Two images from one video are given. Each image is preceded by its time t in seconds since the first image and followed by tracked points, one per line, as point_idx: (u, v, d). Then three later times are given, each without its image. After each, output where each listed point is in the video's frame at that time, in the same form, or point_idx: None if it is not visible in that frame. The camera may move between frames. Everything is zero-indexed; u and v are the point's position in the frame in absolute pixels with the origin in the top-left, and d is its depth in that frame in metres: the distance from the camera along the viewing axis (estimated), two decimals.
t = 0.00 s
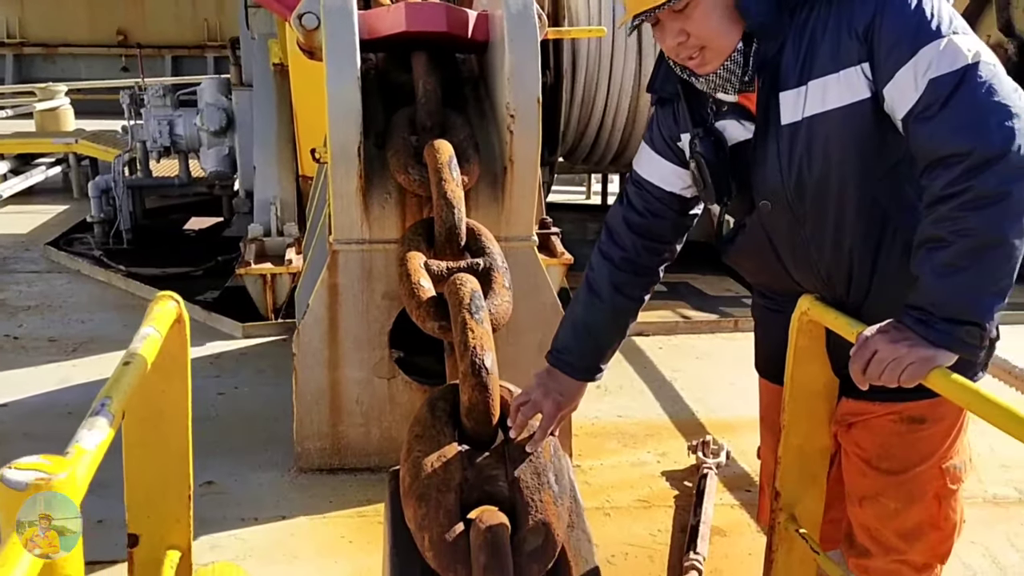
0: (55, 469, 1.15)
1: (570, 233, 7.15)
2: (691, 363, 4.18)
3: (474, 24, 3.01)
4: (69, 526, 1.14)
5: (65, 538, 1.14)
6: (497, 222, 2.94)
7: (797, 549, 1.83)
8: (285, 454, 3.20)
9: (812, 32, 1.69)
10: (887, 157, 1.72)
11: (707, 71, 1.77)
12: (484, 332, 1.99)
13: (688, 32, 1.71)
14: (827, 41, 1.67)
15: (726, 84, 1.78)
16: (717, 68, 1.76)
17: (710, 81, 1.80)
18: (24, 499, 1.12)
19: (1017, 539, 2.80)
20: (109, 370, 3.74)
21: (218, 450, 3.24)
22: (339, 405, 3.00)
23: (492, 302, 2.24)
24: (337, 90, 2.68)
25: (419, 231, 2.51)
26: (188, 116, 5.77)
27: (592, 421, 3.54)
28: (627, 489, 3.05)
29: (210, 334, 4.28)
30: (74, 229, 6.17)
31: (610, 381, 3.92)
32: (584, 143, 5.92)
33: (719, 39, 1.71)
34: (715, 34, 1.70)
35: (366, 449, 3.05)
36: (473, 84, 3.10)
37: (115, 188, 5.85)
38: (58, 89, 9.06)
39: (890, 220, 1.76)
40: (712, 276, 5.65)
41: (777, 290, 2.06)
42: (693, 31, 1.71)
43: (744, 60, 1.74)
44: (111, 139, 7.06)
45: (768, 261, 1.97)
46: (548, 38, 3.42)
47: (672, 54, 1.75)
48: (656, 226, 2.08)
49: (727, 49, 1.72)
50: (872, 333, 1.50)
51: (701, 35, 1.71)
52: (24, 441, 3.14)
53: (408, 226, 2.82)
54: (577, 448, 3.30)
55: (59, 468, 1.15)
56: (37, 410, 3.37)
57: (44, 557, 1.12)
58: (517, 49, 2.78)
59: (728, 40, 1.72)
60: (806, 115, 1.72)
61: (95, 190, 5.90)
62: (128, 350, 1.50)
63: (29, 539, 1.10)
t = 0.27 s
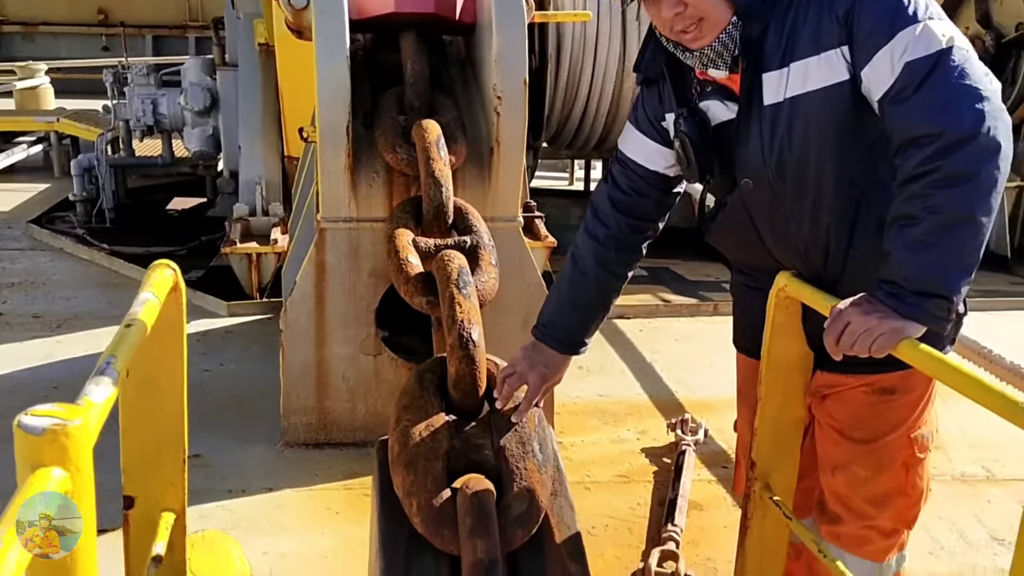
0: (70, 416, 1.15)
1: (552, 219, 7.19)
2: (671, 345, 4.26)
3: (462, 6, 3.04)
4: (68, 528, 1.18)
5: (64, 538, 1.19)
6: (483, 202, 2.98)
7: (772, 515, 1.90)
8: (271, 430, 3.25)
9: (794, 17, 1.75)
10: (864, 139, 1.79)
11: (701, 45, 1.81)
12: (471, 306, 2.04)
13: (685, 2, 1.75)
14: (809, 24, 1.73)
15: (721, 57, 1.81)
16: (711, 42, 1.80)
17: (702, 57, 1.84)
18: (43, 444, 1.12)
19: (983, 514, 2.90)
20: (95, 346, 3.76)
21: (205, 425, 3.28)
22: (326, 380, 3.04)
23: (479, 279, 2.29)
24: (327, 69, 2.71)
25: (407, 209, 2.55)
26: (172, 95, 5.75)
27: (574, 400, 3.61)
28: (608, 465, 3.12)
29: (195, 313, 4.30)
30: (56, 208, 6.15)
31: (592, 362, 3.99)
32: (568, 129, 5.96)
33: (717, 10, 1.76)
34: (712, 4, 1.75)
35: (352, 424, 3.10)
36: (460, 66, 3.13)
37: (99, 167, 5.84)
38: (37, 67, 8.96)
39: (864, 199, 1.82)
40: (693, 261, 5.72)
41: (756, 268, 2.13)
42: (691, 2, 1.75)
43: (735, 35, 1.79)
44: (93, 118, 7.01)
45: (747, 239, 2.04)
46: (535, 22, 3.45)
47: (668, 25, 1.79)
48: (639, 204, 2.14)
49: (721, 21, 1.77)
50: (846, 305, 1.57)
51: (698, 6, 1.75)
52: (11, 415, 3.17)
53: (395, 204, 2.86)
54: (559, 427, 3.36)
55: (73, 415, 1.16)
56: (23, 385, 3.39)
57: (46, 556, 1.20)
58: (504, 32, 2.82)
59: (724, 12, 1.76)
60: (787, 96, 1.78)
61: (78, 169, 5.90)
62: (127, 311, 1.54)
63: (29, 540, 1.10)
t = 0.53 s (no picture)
0: (69, 395, 1.19)
1: (537, 219, 7.23)
2: (654, 344, 4.30)
3: (449, 6, 3.07)
4: (67, 528, 1.28)
5: (64, 538, 1.30)
6: (470, 200, 3.02)
7: (750, 505, 1.94)
8: (257, 426, 3.26)
9: (774, 18, 1.79)
10: (841, 137, 1.83)
11: (675, 58, 1.88)
12: (456, 300, 2.07)
13: (654, 21, 1.82)
14: (788, 26, 1.77)
15: (692, 69, 1.89)
16: (685, 56, 1.87)
17: (678, 66, 1.90)
18: (42, 421, 1.15)
19: (958, 508, 2.96)
20: (80, 343, 3.76)
21: (191, 421, 3.29)
22: (312, 376, 3.07)
23: (464, 274, 2.32)
24: (315, 68, 2.74)
25: (395, 206, 2.58)
26: (158, 94, 5.74)
27: (558, 397, 3.65)
28: (591, 460, 3.16)
29: (181, 310, 4.31)
30: (40, 206, 6.13)
31: (576, 360, 4.03)
32: (553, 130, 6.00)
33: (686, 27, 1.81)
34: (680, 22, 1.81)
35: (337, 420, 3.12)
36: (446, 65, 3.16)
37: (84, 165, 5.83)
38: (21, 65, 8.90)
39: (841, 197, 1.87)
40: (676, 262, 5.77)
41: (735, 264, 2.18)
42: (659, 20, 1.82)
43: (708, 46, 1.84)
44: (77, 116, 6.99)
45: (727, 234, 2.09)
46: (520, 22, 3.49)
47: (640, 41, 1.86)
48: (621, 200, 2.17)
49: (692, 36, 1.83)
50: (822, 298, 1.61)
51: (666, 24, 1.82)
52: None
53: (382, 202, 2.89)
54: (543, 423, 3.40)
55: (72, 394, 1.20)
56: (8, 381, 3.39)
57: (45, 556, 1.31)
58: (491, 32, 2.85)
59: (693, 29, 1.82)
60: (767, 96, 1.82)
61: (62, 167, 5.88)
62: (121, 301, 1.57)
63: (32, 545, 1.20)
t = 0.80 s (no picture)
0: (53, 396, 1.20)
1: (525, 223, 7.26)
2: (639, 347, 4.33)
3: (435, 11, 3.09)
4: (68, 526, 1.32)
5: (63, 538, 1.33)
6: (455, 204, 3.03)
7: (730, 507, 1.97)
8: (243, 428, 3.27)
9: (746, 28, 1.81)
10: (815, 144, 1.86)
11: (643, 73, 1.90)
12: (441, 303, 2.08)
13: (624, 38, 1.84)
14: (760, 37, 1.79)
15: (663, 83, 1.90)
16: (653, 71, 1.89)
17: (648, 82, 1.92)
18: (26, 423, 1.17)
19: (937, 510, 2.99)
20: (65, 345, 3.76)
21: (176, 424, 3.29)
22: (298, 379, 3.07)
23: (449, 278, 2.34)
24: (300, 71, 2.75)
25: (379, 210, 2.60)
26: (144, 96, 5.73)
27: (543, 400, 3.67)
28: (575, 462, 3.18)
29: (167, 313, 4.31)
30: (26, 208, 6.11)
31: (562, 363, 4.05)
32: (540, 134, 6.03)
33: (655, 46, 1.84)
34: (648, 40, 1.84)
35: (323, 422, 3.13)
36: (432, 70, 3.17)
37: (70, 167, 5.81)
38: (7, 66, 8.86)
39: (817, 203, 1.90)
40: (662, 265, 5.81)
41: (715, 268, 2.20)
42: (628, 38, 1.84)
43: (676, 65, 1.87)
44: (63, 118, 6.96)
45: (706, 240, 2.11)
46: (507, 27, 3.51)
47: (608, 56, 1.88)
48: (601, 209, 2.19)
49: (661, 53, 1.85)
50: (799, 302, 1.64)
51: (635, 42, 1.84)
52: None
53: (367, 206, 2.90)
54: (528, 426, 3.42)
55: (56, 395, 1.21)
56: None
57: (45, 556, 1.34)
58: (476, 37, 2.87)
59: (660, 47, 1.85)
60: (741, 106, 1.84)
61: (48, 169, 5.86)
62: (104, 303, 1.58)
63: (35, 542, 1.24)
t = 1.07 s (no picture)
0: (42, 398, 1.20)
1: (517, 224, 7.27)
2: (630, 348, 4.34)
3: (426, 14, 3.09)
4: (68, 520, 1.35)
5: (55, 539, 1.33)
6: (445, 207, 3.04)
7: (718, 507, 1.98)
8: (233, 430, 3.27)
9: (728, 33, 1.83)
10: (799, 147, 1.88)
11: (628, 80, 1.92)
12: (431, 304, 2.09)
13: (609, 48, 1.86)
14: (742, 42, 1.81)
15: (647, 91, 1.93)
16: (637, 80, 1.91)
17: (633, 89, 1.94)
18: (14, 424, 1.17)
19: (925, 510, 3.01)
20: (56, 347, 3.75)
21: (167, 426, 3.29)
22: (288, 381, 3.08)
23: (439, 280, 2.35)
24: (290, 73, 2.76)
25: (370, 211, 2.60)
26: (135, 97, 5.72)
27: (534, 401, 3.68)
28: (566, 464, 3.19)
29: (157, 315, 4.30)
30: (16, 210, 6.09)
31: (553, 365, 4.06)
32: (532, 137, 6.04)
33: (639, 55, 1.86)
34: (633, 51, 1.85)
35: (314, 424, 3.13)
36: (422, 73, 3.18)
37: (60, 169, 5.79)
38: None
39: (799, 207, 1.91)
40: (654, 267, 5.82)
41: (703, 270, 2.22)
42: (613, 48, 1.86)
43: (660, 73, 1.89)
44: (54, 119, 6.94)
45: (693, 242, 2.13)
46: (498, 30, 3.51)
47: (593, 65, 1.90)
48: (589, 212, 2.20)
49: (646, 63, 1.87)
50: (785, 304, 1.66)
51: (620, 52, 1.86)
52: None
53: (357, 208, 2.91)
54: (519, 427, 3.42)
55: (44, 397, 1.21)
56: None
57: (44, 556, 1.34)
58: (467, 40, 2.88)
59: (645, 57, 1.86)
60: (725, 110, 1.85)
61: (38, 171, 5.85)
62: (94, 305, 1.58)
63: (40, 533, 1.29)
